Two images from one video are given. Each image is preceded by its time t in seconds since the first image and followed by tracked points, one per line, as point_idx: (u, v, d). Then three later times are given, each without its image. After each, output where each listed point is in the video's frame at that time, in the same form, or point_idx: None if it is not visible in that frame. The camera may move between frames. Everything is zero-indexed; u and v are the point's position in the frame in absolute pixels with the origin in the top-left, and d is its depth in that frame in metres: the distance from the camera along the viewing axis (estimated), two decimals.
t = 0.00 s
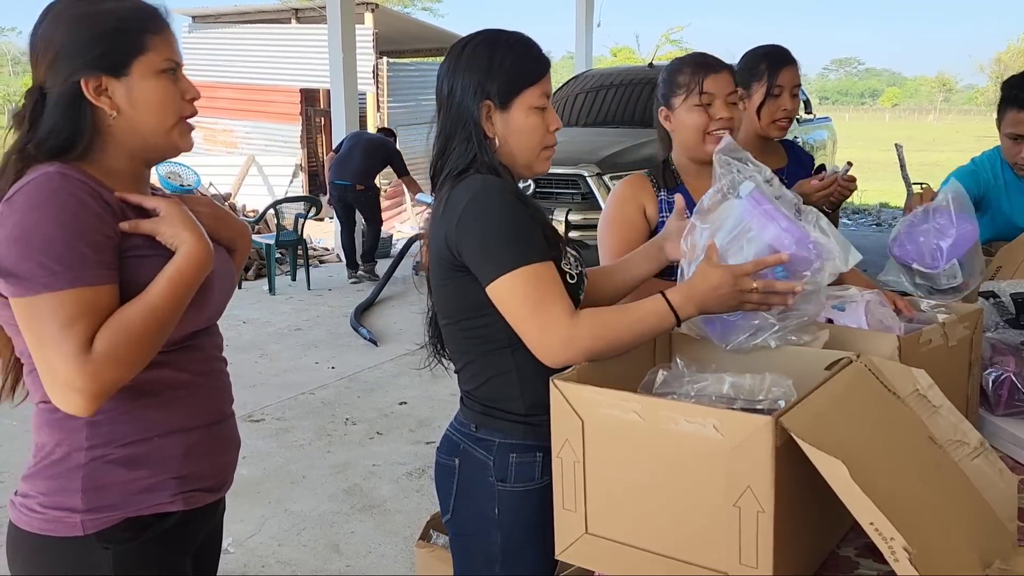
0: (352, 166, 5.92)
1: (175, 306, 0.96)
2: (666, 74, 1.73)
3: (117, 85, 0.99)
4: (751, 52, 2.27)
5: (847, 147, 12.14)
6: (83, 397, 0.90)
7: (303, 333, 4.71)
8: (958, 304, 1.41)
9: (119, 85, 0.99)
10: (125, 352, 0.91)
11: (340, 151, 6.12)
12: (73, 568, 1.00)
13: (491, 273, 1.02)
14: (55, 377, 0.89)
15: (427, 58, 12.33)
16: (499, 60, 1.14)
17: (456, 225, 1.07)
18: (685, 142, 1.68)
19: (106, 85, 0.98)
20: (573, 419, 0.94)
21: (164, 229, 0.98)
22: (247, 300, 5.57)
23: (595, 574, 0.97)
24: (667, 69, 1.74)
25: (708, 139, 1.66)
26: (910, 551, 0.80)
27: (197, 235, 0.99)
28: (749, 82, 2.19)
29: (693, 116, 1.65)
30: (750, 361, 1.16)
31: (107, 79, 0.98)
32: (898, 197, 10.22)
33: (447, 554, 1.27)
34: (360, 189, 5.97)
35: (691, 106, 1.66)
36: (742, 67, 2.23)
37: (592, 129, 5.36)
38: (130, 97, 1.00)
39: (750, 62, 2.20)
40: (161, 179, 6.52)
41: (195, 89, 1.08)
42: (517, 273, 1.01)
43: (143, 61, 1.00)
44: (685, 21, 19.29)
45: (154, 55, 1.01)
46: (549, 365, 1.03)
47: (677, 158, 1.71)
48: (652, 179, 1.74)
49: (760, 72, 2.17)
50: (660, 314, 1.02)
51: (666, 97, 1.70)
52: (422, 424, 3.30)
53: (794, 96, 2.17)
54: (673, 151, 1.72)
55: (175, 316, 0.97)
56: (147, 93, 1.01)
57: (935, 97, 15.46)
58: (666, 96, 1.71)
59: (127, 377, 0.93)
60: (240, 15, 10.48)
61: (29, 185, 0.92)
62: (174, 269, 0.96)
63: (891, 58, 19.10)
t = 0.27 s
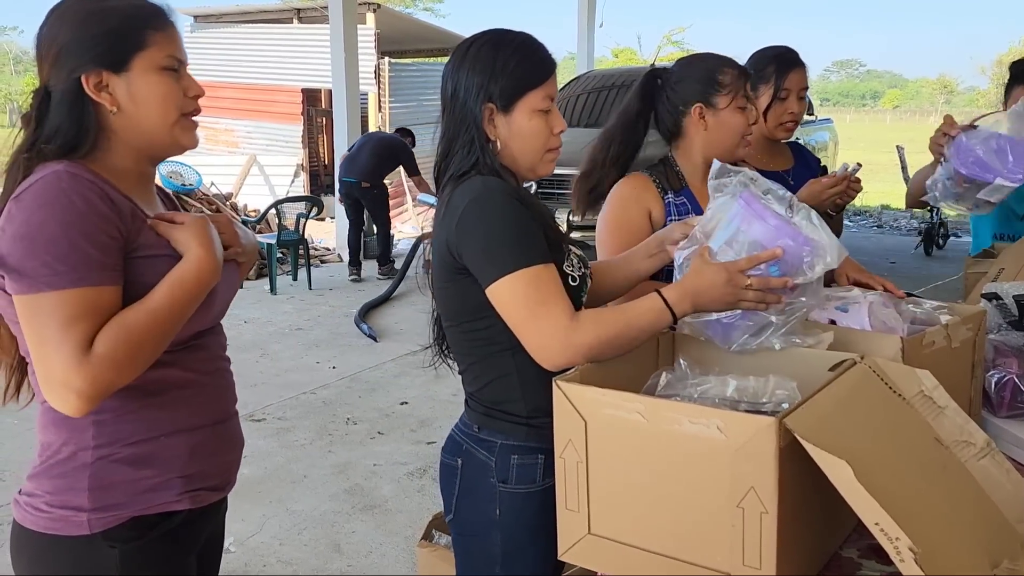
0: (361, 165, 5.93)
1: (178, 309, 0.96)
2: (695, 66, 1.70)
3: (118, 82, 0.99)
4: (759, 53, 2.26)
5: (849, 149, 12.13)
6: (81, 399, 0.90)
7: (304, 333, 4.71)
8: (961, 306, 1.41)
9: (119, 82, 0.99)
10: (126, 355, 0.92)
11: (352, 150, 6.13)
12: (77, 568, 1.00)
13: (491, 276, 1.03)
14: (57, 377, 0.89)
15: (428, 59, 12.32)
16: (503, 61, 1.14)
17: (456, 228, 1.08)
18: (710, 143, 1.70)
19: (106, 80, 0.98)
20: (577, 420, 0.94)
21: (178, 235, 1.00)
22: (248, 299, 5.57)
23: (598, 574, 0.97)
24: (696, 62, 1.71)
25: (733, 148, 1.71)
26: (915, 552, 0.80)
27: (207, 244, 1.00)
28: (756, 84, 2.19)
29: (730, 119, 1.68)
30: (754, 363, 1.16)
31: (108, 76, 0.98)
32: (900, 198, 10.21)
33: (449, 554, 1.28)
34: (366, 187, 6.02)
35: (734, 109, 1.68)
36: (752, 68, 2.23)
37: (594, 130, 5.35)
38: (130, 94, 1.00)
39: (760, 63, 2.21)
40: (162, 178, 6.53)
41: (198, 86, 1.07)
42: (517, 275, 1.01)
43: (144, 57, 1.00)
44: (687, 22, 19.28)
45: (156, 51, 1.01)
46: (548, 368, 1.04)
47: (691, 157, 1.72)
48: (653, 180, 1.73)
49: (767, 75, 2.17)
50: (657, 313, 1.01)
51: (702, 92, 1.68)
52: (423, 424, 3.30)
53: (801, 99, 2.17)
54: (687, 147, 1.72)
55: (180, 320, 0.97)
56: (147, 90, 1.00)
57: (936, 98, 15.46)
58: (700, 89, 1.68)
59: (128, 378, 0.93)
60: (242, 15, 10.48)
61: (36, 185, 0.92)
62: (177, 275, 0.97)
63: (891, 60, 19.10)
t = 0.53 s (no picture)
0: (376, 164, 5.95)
1: (173, 312, 0.96)
2: (703, 68, 1.70)
3: (105, 84, 0.99)
4: (764, 53, 2.25)
5: (850, 151, 12.12)
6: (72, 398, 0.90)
7: (305, 333, 4.70)
8: (964, 308, 1.41)
9: (107, 84, 0.99)
10: (118, 357, 0.91)
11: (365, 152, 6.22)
12: (75, 565, 1.01)
13: (489, 276, 1.03)
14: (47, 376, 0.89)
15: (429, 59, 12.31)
16: (504, 63, 1.14)
17: (454, 228, 1.08)
18: (721, 143, 1.71)
19: (93, 82, 0.98)
20: (579, 419, 0.94)
21: (178, 237, 1.00)
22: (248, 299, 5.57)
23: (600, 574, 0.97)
24: (701, 63, 1.72)
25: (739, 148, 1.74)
26: (918, 554, 0.80)
27: (207, 248, 1.00)
28: (761, 85, 2.19)
29: (741, 119, 1.71)
30: (756, 365, 1.16)
31: (96, 77, 0.98)
32: (901, 201, 10.20)
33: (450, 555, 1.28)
34: (377, 188, 6.03)
35: (743, 110, 1.71)
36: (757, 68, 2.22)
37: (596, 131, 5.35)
38: (117, 96, 0.99)
39: (766, 65, 2.20)
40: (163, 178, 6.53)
41: (194, 86, 1.07)
42: (514, 274, 1.01)
43: (132, 58, 0.99)
44: (688, 24, 19.26)
45: (145, 51, 1.00)
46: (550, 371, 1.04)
47: (699, 160, 1.73)
48: (665, 183, 1.70)
49: (773, 76, 2.17)
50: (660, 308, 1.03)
51: (716, 91, 1.68)
52: (424, 424, 3.30)
53: (807, 101, 2.17)
54: (696, 148, 1.72)
55: (176, 323, 0.97)
56: (134, 91, 1.00)
57: (937, 101, 15.45)
58: (712, 89, 1.68)
59: (118, 381, 0.93)
60: (243, 15, 10.47)
61: (35, 183, 0.92)
62: (175, 277, 0.97)
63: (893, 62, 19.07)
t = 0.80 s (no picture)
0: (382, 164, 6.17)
1: (160, 316, 0.95)
2: (709, 70, 1.70)
3: (81, 91, 1.00)
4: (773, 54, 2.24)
5: (851, 153, 12.12)
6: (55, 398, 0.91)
7: (305, 333, 4.70)
8: (964, 310, 1.41)
9: (82, 90, 1.00)
10: (102, 360, 0.91)
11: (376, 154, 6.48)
12: (70, 563, 1.01)
13: (490, 274, 1.03)
14: (33, 375, 0.90)
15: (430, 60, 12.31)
16: (508, 63, 1.15)
17: (455, 227, 1.08)
18: (725, 145, 1.72)
19: (73, 90, 1.00)
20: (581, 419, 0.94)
21: (171, 240, 0.98)
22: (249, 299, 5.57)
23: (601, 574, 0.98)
24: (707, 64, 1.72)
25: (738, 150, 1.76)
26: (919, 555, 0.80)
27: (200, 252, 0.99)
28: (765, 86, 2.19)
29: (743, 122, 1.73)
30: (757, 366, 1.17)
31: (73, 85, 1.00)
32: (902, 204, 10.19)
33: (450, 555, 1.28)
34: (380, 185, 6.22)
35: (745, 111, 1.73)
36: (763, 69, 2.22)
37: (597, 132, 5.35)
38: (90, 102, 1.00)
39: (769, 68, 2.19)
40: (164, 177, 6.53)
41: (166, 83, 1.03)
42: (514, 272, 1.01)
43: (96, 62, 0.99)
44: (689, 26, 19.25)
45: (105, 55, 1.00)
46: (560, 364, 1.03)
47: (702, 160, 1.73)
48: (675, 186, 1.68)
49: (776, 77, 2.16)
50: (652, 279, 1.03)
51: (723, 93, 1.68)
52: (424, 425, 3.30)
53: (809, 104, 2.16)
54: (700, 149, 1.72)
55: (165, 326, 0.97)
56: (102, 95, 1.00)
57: (938, 104, 15.44)
58: (719, 90, 1.68)
59: (101, 383, 0.93)
60: (245, 15, 10.48)
61: (30, 184, 0.93)
62: (163, 283, 0.96)
63: (894, 66, 19.04)
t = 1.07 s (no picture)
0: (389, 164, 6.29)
1: (131, 323, 0.93)
2: (709, 71, 1.71)
3: (79, 91, 1.01)
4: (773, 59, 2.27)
5: (851, 156, 12.12)
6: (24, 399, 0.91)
7: (306, 334, 4.71)
8: (966, 314, 1.41)
9: (80, 91, 1.01)
10: (67, 361, 0.90)
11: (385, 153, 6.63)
12: (68, 561, 1.01)
13: (488, 272, 1.04)
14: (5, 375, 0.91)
15: (431, 61, 12.30)
16: (514, 65, 1.15)
17: (455, 223, 1.09)
18: (723, 146, 1.72)
19: (74, 91, 1.01)
20: (583, 419, 0.94)
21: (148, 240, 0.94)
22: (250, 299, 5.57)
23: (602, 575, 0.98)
24: (707, 65, 1.73)
25: (735, 152, 1.77)
26: (920, 557, 0.81)
27: (177, 255, 0.94)
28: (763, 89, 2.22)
29: (740, 124, 1.74)
30: (757, 368, 1.17)
31: (71, 85, 1.01)
32: (902, 207, 10.20)
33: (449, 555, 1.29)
34: (388, 186, 6.35)
35: (742, 112, 1.74)
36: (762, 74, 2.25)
37: (598, 133, 5.36)
38: (85, 104, 1.01)
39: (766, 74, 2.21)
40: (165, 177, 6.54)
41: (155, 82, 1.02)
42: (514, 270, 1.01)
43: (88, 63, 1.00)
44: (690, 28, 19.26)
45: (95, 55, 1.00)
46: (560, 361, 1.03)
47: (700, 161, 1.73)
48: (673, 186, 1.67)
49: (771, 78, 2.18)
50: (647, 274, 1.04)
51: (721, 95, 1.69)
52: (424, 425, 3.31)
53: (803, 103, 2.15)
54: (697, 151, 1.72)
55: (140, 332, 0.95)
56: (94, 96, 1.00)
57: (939, 107, 15.44)
58: (717, 92, 1.69)
59: (71, 388, 0.92)
60: (246, 15, 10.49)
61: (26, 184, 0.94)
62: (135, 284, 0.93)
63: (895, 68, 19.04)
